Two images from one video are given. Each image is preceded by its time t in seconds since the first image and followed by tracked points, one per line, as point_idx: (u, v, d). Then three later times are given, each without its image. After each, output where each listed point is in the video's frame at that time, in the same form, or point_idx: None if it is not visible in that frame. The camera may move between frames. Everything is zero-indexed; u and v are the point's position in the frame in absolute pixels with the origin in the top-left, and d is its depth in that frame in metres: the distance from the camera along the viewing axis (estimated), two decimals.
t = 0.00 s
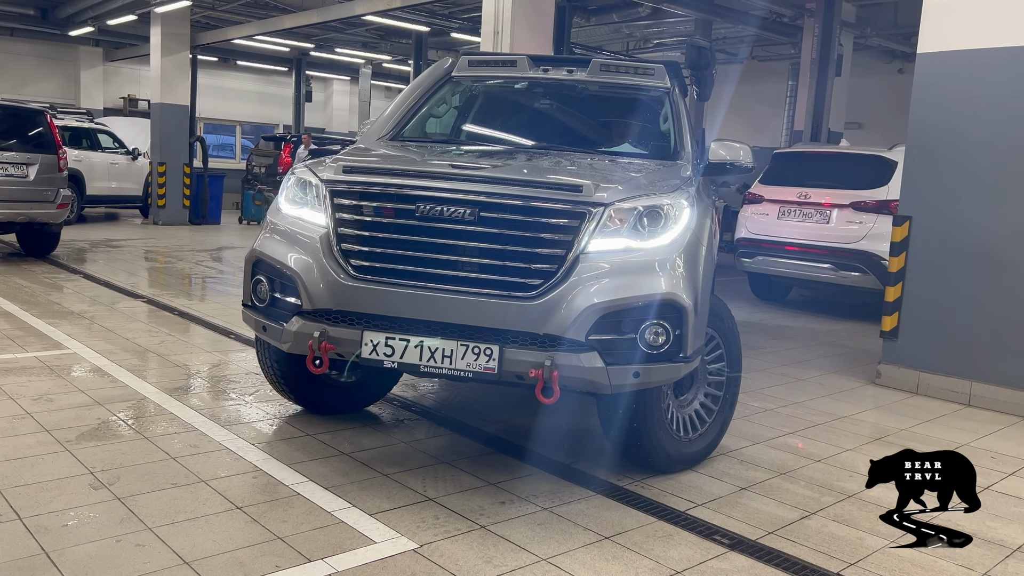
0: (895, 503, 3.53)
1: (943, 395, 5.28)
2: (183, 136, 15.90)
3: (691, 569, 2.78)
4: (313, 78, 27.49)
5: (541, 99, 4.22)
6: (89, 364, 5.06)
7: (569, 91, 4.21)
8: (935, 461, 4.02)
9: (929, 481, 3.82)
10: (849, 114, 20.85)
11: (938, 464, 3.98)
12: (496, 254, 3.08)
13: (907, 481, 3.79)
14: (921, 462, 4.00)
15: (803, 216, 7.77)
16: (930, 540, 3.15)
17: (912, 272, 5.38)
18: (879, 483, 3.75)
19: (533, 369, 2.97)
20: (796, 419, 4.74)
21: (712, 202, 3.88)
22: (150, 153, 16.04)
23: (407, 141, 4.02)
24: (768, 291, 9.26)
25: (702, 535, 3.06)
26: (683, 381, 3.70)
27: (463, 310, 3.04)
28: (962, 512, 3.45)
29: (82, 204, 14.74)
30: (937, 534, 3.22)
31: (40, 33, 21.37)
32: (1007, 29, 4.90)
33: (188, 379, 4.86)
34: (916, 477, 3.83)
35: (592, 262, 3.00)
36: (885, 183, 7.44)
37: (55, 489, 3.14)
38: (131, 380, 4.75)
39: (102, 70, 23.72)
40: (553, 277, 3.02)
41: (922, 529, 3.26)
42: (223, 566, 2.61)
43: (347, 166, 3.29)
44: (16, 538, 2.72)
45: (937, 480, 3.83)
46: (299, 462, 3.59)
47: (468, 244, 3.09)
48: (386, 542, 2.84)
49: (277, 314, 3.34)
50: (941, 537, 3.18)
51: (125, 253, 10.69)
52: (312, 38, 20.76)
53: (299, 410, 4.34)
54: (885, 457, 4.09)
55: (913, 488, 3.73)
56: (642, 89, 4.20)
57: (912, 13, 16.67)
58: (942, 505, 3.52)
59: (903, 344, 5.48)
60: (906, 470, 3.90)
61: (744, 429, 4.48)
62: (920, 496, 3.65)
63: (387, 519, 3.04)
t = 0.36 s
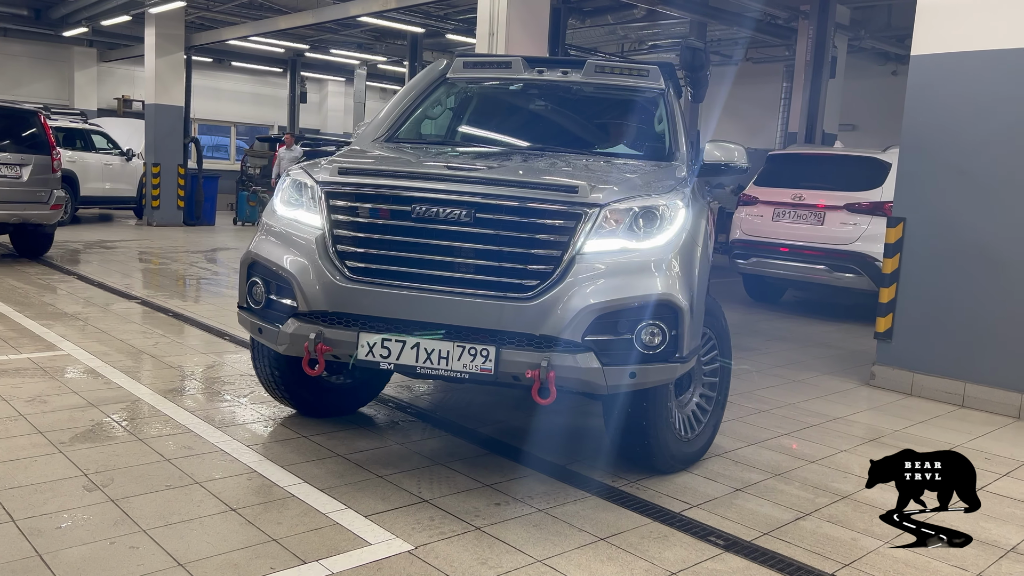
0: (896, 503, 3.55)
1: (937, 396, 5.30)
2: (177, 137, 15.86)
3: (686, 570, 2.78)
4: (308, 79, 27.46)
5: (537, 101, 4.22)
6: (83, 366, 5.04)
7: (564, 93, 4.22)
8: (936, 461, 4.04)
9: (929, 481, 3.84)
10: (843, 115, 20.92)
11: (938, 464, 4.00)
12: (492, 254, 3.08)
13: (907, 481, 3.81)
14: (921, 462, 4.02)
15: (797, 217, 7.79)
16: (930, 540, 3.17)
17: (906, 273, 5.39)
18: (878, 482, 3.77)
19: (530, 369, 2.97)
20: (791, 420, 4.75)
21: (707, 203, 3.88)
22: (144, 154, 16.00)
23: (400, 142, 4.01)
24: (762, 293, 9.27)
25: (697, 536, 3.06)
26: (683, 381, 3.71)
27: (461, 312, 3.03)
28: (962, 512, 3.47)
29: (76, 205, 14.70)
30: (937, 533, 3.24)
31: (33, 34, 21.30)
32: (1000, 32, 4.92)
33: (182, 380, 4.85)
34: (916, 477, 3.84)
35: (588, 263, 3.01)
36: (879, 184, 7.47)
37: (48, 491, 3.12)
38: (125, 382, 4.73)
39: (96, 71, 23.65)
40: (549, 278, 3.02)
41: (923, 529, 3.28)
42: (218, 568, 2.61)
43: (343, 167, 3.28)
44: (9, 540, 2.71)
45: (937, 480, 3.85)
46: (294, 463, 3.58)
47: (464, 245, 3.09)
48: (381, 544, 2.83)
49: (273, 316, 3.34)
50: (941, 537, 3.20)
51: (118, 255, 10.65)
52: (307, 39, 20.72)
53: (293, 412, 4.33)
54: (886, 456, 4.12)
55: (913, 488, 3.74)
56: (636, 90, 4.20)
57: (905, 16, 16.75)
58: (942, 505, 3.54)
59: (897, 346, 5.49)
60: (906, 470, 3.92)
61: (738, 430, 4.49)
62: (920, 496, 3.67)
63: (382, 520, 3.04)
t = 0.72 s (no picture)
0: (896, 503, 3.56)
1: (933, 397, 5.31)
2: (173, 138, 15.83)
3: (682, 571, 2.78)
4: (304, 80, 27.44)
5: (534, 102, 4.23)
6: (78, 368, 5.03)
7: (560, 94, 4.23)
8: (936, 461, 4.04)
9: (929, 481, 3.84)
10: (838, 117, 20.95)
11: (938, 464, 4.01)
12: (490, 254, 3.08)
13: (907, 481, 3.82)
14: (921, 462, 4.02)
15: (793, 219, 7.80)
16: (930, 540, 3.18)
17: (901, 274, 5.41)
18: (878, 483, 3.78)
19: (529, 368, 2.97)
20: (787, 421, 4.76)
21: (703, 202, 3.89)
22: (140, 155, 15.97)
23: (396, 143, 4.01)
24: (758, 295, 9.28)
25: (693, 537, 3.06)
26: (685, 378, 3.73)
27: (460, 311, 3.03)
28: (963, 512, 3.48)
29: (71, 206, 14.66)
30: (937, 534, 3.25)
31: (28, 35, 21.26)
32: (995, 33, 4.94)
33: (178, 382, 4.83)
34: (916, 477, 3.85)
35: (586, 262, 3.01)
36: (874, 186, 7.49)
37: (43, 493, 3.11)
38: (121, 384, 4.72)
39: (91, 73, 23.62)
40: (547, 277, 3.02)
41: (923, 529, 3.29)
42: (214, 570, 2.60)
43: (340, 167, 3.28)
44: (4, 542, 2.71)
45: (937, 480, 3.85)
46: (291, 464, 3.58)
47: (462, 244, 3.09)
48: (377, 545, 2.83)
49: (271, 316, 3.33)
50: (941, 537, 3.21)
51: (114, 256, 10.63)
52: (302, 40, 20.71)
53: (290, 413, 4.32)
54: (886, 456, 4.13)
55: (913, 488, 3.75)
56: (632, 91, 4.21)
57: (900, 18, 16.80)
58: (942, 505, 3.55)
59: (893, 346, 5.50)
60: (906, 470, 3.93)
61: (735, 431, 4.49)
62: (920, 496, 3.67)
63: (379, 522, 3.03)
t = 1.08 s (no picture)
0: (894, 503, 3.57)
1: (928, 397, 5.32)
2: (169, 139, 15.81)
3: (679, 572, 2.78)
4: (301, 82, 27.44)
5: (530, 103, 4.23)
6: (74, 369, 5.02)
7: (556, 95, 4.23)
8: (936, 461, 4.05)
9: (929, 481, 3.85)
10: (834, 119, 20.99)
11: (937, 464, 4.02)
12: (486, 255, 3.08)
13: (907, 481, 3.83)
14: (921, 462, 4.03)
15: (789, 220, 7.81)
16: (930, 540, 3.19)
17: (897, 275, 5.42)
18: (878, 482, 3.79)
19: (526, 369, 2.98)
20: (784, 422, 4.76)
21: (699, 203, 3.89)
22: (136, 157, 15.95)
23: (393, 145, 4.01)
24: (754, 296, 9.29)
25: (690, 538, 3.07)
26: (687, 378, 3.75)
27: (457, 312, 3.03)
28: (963, 512, 3.49)
29: (67, 208, 14.64)
30: (937, 533, 3.26)
31: (24, 36, 21.24)
32: (991, 35, 4.95)
33: (175, 384, 4.83)
34: (916, 477, 3.86)
35: (582, 263, 3.01)
36: (870, 188, 7.51)
37: (39, 495, 3.11)
38: (117, 385, 4.72)
39: (87, 74, 23.59)
40: (544, 278, 3.02)
41: (923, 529, 3.30)
42: (209, 571, 2.60)
43: (336, 169, 3.29)
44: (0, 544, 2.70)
45: (937, 480, 3.86)
46: (287, 465, 3.58)
47: (459, 245, 3.09)
48: (374, 547, 2.83)
49: (267, 318, 3.33)
50: (941, 537, 3.22)
51: (110, 258, 10.61)
52: (299, 42, 20.71)
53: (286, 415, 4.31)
54: (887, 457, 4.14)
55: (912, 488, 3.76)
56: (628, 92, 4.22)
57: (895, 20, 16.84)
58: (942, 505, 3.56)
59: (889, 347, 5.51)
60: (906, 470, 3.94)
61: (731, 432, 4.50)
62: (920, 496, 3.68)
63: (375, 523, 3.04)
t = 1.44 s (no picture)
0: (893, 503, 3.57)
1: (926, 398, 5.33)
2: (166, 140, 15.79)
3: (677, 572, 2.78)
4: (298, 83, 27.43)
5: (527, 104, 4.23)
6: (71, 370, 5.02)
7: (554, 95, 4.24)
8: (935, 461, 4.06)
9: (929, 481, 3.85)
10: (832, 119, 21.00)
11: (937, 464, 4.02)
12: (484, 255, 3.08)
13: (907, 481, 3.84)
14: (921, 462, 4.04)
15: (786, 221, 7.82)
16: (930, 540, 3.19)
17: (895, 276, 5.43)
18: (878, 482, 3.80)
19: (524, 369, 2.98)
20: (782, 422, 4.76)
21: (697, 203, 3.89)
22: (133, 158, 15.92)
23: (390, 146, 4.00)
24: (753, 296, 9.29)
25: (687, 539, 3.07)
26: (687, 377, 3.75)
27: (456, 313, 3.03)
28: (962, 513, 3.50)
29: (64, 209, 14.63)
30: (937, 533, 3.26)
31: (21, 37, 21.21)
32: (988, 35, 4.95)
33: (172, 385, 4.83)
34: (916, 477, 3.87)
35: (580, 263, 3.01)
36: (867, 188, 7.52)
37: (36, 497, 3.10)
38: (114, 387, 4.71)
39: (84, 75, 23.57)
40: (542, 278, 3.02)
41: (922, 529, 3.30)
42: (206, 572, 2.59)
43: (334, 170, 3.29)
44: None
45: (937, 480, 3.87)
46: (285, 467, 3.57)
47: (457, 246, 3.09)
48: (371, 548, 2.83)
49: (265, 320, 3.32)
50: (941, 537, 3.22)
51: (107, 259, 10.59)
52: (297, 43, 20.70)
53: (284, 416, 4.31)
54: (886, 457, 4.15)
55: (912, 488, 3.77)
56: (625, 93, 4.23)
57: (892, 21, 16.85)
58: (942, 505, 3.57)
59: (887, 347, 5.52)
60: (905, 470, 3.94)
61: (729, 432, 4.50)
62: (920, 496, 3.69)
63: (373, 524, 3.03)
